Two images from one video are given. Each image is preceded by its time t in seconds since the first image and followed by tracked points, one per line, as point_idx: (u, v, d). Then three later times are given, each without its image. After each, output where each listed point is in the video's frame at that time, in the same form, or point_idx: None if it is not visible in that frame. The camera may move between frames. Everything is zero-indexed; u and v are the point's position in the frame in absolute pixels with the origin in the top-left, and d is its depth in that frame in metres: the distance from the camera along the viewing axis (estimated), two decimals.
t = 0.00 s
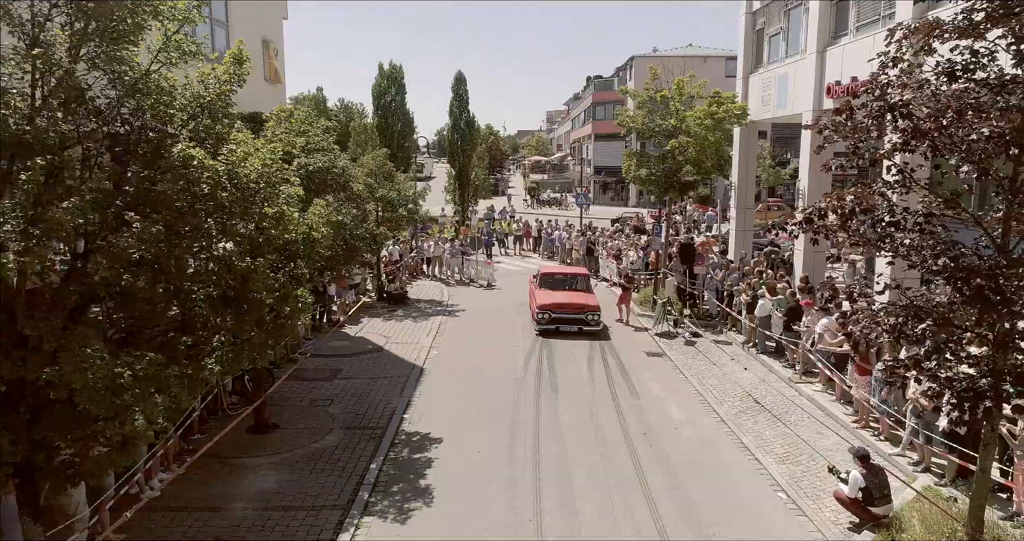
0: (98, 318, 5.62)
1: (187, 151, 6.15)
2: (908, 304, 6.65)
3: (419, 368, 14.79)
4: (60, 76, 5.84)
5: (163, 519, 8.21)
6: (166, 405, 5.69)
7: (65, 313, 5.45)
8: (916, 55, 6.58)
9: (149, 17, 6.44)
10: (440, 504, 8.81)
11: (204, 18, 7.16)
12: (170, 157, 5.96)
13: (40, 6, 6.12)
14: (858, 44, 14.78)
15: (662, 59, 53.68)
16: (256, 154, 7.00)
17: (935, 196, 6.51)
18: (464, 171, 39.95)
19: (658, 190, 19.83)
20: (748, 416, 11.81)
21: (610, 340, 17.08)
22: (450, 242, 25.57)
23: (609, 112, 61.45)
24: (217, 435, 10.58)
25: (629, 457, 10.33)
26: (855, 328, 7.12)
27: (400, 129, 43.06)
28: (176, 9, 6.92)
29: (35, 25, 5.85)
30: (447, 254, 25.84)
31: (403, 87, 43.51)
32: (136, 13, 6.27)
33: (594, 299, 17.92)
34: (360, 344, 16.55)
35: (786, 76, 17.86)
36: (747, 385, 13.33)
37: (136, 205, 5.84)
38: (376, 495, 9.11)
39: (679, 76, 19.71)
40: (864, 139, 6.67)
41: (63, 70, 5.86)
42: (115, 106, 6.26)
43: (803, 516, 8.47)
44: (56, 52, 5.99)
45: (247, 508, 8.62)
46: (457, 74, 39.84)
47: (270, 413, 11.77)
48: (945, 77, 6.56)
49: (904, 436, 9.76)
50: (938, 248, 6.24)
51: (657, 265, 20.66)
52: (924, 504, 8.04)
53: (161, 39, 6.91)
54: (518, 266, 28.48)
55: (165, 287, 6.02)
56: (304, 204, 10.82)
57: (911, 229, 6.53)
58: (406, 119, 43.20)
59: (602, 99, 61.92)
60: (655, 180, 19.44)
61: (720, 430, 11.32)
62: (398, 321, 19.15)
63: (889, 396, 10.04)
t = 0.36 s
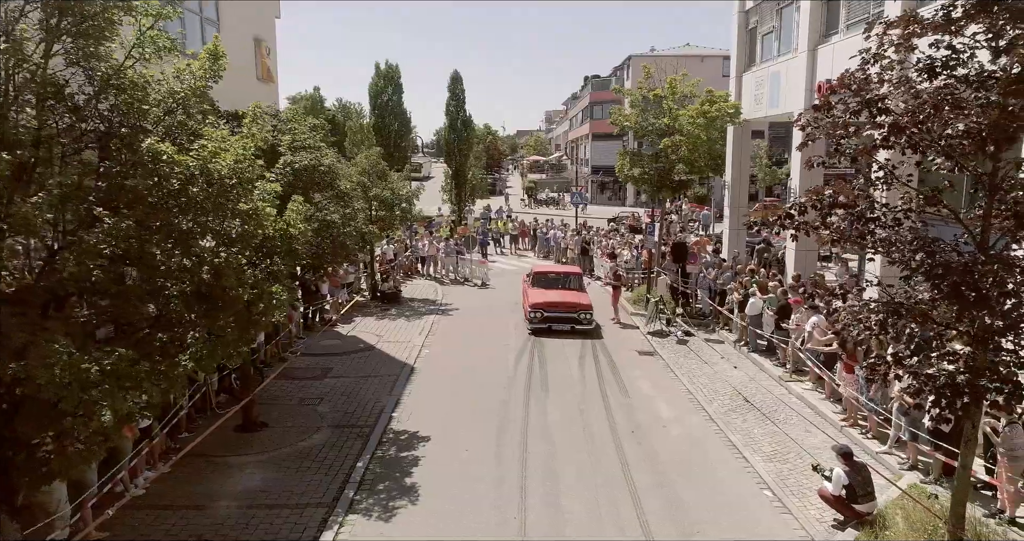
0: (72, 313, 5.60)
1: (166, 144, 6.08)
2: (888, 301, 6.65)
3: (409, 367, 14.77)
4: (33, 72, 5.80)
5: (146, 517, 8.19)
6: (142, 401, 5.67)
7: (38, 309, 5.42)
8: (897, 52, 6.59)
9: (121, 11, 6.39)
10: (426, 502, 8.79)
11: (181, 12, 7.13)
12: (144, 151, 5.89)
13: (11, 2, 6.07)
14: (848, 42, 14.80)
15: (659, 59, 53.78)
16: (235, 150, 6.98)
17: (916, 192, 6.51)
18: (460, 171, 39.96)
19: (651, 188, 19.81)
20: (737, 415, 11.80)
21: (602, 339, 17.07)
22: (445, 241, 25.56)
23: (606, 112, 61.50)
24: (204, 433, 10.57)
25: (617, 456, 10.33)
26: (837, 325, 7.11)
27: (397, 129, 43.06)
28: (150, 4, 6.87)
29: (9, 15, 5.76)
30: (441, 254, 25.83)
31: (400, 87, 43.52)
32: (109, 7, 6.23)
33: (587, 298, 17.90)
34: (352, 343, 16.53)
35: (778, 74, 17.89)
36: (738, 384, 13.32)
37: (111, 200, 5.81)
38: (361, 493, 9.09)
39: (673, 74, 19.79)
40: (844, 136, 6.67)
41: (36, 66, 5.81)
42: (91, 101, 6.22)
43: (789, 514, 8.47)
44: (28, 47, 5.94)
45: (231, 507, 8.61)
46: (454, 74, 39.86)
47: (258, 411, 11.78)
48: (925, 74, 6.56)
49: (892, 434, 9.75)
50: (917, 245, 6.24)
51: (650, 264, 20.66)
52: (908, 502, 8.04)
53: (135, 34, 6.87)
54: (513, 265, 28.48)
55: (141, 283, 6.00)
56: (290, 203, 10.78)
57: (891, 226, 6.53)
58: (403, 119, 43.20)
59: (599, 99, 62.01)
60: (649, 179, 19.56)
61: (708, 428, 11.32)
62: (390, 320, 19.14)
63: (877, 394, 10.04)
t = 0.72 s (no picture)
0: (57, 309, 5.61)
1: (152, 140, 6.09)
2: (876, 298, 6.66)
3: (404, 365, 14.77)
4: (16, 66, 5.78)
5: (137, 514, 8.19)
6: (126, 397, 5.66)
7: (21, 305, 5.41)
8: (885, 49, 6.60)
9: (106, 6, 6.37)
10: (416, 501, 8.79)
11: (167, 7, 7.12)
12: (129, 146, 5.89)
13: None
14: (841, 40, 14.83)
15: (658, 59, 53.90)
16: (224, 146, 6.99)
17: (904, 189, 6.52)
18: (458, 171, 39.99)
19: (646, 187, 19.84)
20: (730, 413, 11.80)
21: (597, 337, 17.07)
22: (441, 240, 25.57)
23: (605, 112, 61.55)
24: (197, 431, 10.58)
25: (609, 454, 10.34)
26: (825, 322, 7.12)
27: (395, 128, 43.07)
28: None
29: None
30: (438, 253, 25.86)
31: (398, 86, 43.55)
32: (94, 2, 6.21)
33: (582, 297, 17.89)
34: (347, 341, 16.53)
35: (772, 73, 17.91)
36: (732, 382, 13.31)
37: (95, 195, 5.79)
38: (352, 490, 9.09)
39: (668, 73, 19.87)
40: (833, 133, 6.69)
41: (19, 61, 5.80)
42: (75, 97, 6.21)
43: (780, 512, 8.47)
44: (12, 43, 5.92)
45: (221, 504, 8.60)
46: (452, 73, 39.90)
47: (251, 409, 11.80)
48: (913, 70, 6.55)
49: (884, 431, 9.75)
50: (904, 241, 6.25)
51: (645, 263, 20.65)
52: (898, 499, 8.04)
53: (122, 29, 6.85)
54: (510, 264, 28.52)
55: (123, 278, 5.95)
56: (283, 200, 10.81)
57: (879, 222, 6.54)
58: (401, 118, 43.21)
59: (598, 99, 62.09)
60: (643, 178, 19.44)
61: (701, 426, 11.33)
62: (386, 319, 19.16)
63: (869, 391, 10.03)
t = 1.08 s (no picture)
0: (45, 304, 5.59)
1: (140, 135, 6.06)
2: (868, 295, 6.65)
3: (399, 364, 14.73)
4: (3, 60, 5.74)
5: (129, 512, 8.17)
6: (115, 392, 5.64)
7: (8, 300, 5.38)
8: (877, 45, 6.59)
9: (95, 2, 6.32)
10: (410, 499, 8.78)
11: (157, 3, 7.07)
12: (117, 141, 5.86)
13: None
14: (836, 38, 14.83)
15: (657, 59, 53.90)
16: (214, 142, 6.97)
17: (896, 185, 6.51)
18: (456, 170, 39.97)
19: (643, 186, 19.81)
20: (726, 411, 11.79)
21: (593, 336, 17.06)
22: (439, 239, 25.54)
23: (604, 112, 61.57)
24: (191, 429, 10.56)
25: (604, 453, 10.34)
26: (817, 319, 7.11)
27: (394, 127, 43.03)
28: None
29: None
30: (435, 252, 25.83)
31: (396, 86, 43.51)
32: None
33: (578, 295, 17.89)
34: (343, 340, 16.51)
35: (769, 71, 17.92)
36: (728, 381, 13.30)
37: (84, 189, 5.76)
38: (346, 488, 9.07)
39: (665, 72, 19.83)
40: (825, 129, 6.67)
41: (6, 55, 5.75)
42: (64, 92, 6.17)
43: (773, 509, 8.46)
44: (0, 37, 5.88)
45: (215, 502, 8.59)
46: (450, 72, 39.90)
47: (245, 408, 11.79)
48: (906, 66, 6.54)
49: (879, 429, 9.75)
50: (895, 237, 6.24)
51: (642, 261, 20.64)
52: (891, 497, 8.04)
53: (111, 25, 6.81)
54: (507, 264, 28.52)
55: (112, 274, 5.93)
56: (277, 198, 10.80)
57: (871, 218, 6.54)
58: (400, 117, 43.18)
59: (597, 98, 62.10)
60: (640, 177, 19.57)
61: (695, 424, 11.33)
62: (383, 318, 19.14)
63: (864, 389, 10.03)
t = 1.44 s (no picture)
0: (36, 300, 5.54)
1: (129, 129, 6.01)
2: (866, 292, 6.61)
3: (396, 363, 14.66)
4: None
5: (123, 512, 8.11)
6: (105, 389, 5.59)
7: None
8: (875, 40, 6.54)
9: None
10: (405, 498, 8.73)
11: None
12: (105, 135, 5.81)
13: None
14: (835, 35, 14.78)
15: (655, 58, 53.92)
16: (208, 138, 6.93)
17: (895, 181, 6.46)
18: (455, 169, 39.95)
19: (641, 184, 19.75)
20: (724, 409, 11.74)
21: (591, 335, 17.02)
22: (437, 238, 25.51)
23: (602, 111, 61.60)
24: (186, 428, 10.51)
25: (601, 451, 10.30)
26: (815, 316, 7.07)
27: (392, 127, 42.99)
28: None
29: None
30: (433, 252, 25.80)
31: (395, 85, 43.49)
32: None
33: (576, 294, 17.84)
34: (340, 339, 16.46)
35: (767, 70, 17.88)
36: (726, 379, 13.24)
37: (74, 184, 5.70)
38: (341, 487, 9.01)
39: (663, 70, 19.78)
40: (822, 125, 6.63)
41: None
42: (54, 86, 6.13)
43: (771, 508, 8.41)
44: None
45: (210, 501, 8.54)
46: (449, 72, 39.88)
47: (241, 407, 11.75)
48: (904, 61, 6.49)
49: (877, 428, 9.71)
50: (893, 233, 6.20)
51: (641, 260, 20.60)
52: (890, 495, 8.00)
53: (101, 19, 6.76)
54: (505, 263, 28.48)
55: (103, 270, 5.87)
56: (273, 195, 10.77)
57: (868, 214, 6.50)
58: (398, 117, 43.15)
59: (595, 98, 62.13)
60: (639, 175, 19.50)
61: (693, 423, 11.28)
62: (380, 317, 19.10)
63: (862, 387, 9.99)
